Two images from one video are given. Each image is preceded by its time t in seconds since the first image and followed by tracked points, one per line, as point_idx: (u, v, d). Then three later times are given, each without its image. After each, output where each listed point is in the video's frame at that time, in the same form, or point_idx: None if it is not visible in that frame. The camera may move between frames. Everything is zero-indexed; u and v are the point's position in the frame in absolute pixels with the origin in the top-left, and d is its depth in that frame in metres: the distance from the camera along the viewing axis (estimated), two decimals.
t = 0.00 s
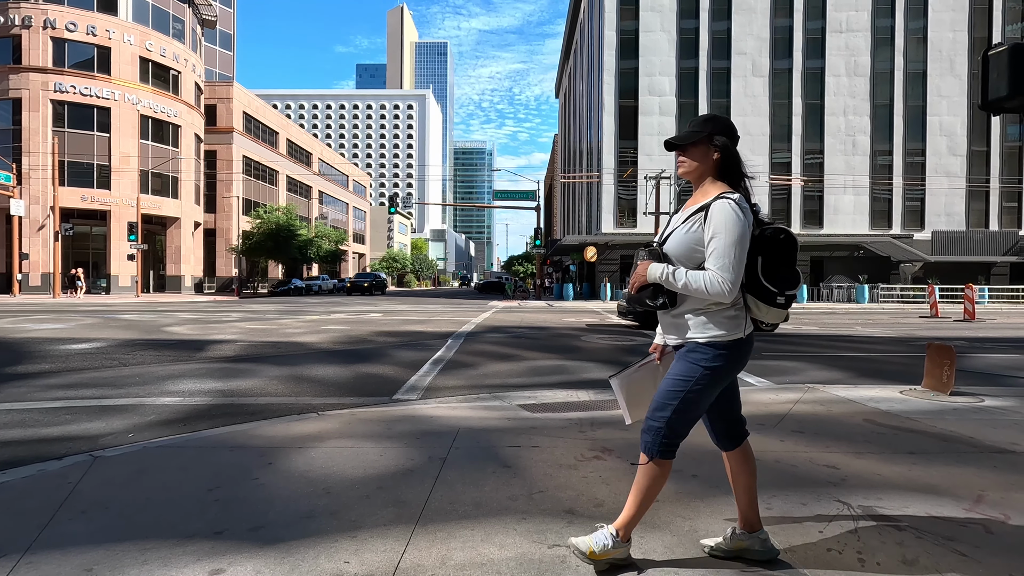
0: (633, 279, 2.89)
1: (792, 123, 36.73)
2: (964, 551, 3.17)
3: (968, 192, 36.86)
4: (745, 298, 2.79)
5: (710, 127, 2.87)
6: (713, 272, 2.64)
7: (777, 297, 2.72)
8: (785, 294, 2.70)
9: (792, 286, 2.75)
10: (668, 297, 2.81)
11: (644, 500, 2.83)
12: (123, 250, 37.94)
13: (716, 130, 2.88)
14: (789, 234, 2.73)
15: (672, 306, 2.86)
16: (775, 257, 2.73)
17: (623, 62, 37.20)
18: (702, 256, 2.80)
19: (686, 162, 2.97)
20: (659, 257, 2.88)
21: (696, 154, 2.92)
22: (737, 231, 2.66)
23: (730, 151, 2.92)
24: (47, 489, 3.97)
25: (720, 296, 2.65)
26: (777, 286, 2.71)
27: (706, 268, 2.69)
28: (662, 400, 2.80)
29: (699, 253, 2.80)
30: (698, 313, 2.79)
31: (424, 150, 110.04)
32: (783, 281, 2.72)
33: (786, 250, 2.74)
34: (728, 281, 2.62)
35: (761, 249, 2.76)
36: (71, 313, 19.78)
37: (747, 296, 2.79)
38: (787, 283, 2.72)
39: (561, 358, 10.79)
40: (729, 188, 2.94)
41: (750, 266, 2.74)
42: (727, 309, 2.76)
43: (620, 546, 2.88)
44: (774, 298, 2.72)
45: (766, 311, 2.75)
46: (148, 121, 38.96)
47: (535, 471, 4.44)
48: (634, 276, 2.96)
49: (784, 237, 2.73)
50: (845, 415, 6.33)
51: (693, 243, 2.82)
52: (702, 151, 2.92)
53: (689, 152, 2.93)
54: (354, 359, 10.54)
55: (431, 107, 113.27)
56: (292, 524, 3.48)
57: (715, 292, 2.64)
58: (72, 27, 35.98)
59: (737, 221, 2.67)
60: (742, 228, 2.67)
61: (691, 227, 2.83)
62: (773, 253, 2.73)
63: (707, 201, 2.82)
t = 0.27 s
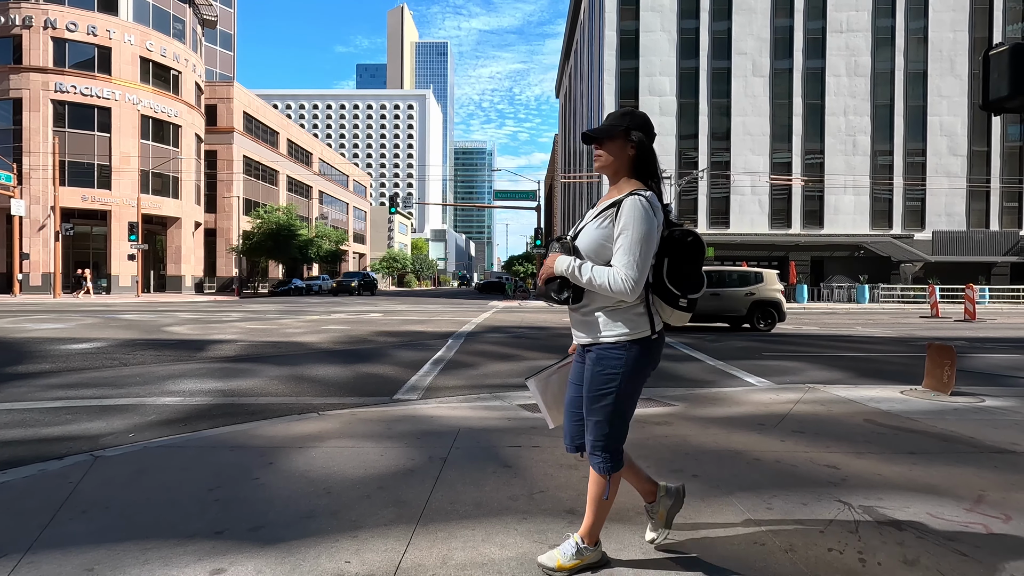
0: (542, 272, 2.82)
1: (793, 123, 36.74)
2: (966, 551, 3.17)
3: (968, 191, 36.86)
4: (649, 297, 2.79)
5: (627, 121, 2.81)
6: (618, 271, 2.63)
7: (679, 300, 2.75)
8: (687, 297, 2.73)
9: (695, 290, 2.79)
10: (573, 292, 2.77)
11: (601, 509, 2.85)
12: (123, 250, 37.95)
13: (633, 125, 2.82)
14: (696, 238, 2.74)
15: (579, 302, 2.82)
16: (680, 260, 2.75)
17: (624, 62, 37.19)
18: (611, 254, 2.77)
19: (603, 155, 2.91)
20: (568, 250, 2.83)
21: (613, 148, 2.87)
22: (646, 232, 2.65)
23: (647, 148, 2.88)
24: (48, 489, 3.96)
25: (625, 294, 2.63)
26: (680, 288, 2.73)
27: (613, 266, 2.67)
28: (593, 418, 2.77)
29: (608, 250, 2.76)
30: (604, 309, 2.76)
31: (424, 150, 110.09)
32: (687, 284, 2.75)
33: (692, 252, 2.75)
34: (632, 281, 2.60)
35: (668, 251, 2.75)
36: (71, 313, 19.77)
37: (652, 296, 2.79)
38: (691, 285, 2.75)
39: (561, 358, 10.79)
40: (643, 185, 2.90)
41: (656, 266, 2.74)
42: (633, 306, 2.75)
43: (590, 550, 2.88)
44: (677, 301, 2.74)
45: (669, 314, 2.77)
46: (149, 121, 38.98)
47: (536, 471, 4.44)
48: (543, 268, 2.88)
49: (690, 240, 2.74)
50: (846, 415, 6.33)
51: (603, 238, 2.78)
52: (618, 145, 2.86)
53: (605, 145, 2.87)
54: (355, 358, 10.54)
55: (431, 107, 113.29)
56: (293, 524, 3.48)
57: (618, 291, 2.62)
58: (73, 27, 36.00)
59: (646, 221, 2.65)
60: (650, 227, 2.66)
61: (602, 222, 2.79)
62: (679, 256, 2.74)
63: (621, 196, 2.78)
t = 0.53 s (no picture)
0: (460, 276, 2.67)
1: (793, 123, 36.74)
2: (966, 551, 3.17)
3: (968, 191, 36.84)
4: (573, 299, 2.71)
5: (544, 116, 2.74)
6: (540, 271, 2.52)
7: (602, 300, 2.71)
8: (609, 297, 2.69)
9: (615, 290, 2.76)
10: (494, 296, 2.63)
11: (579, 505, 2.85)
12: (123, 251, 37.95)
13: (549, 122, 2.75)
14: (614, 237, 2.70)
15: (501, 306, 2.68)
16: (602, 258, 2.69)
17: (624, 62, 37.15)
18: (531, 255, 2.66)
19: (518, 153, 2.82)
20: (486, 251, 2.69)
21: (530, 145, 2.79)
22: (570, 229, 2.56)
23: (563, 146, 2.81)
24: (48, 489, 3.97)
25: (551, 296, 2.52)
26: (604, 288, 2.68)
27: (537, 266, 2.56)
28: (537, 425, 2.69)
29: (529, 251, 2.65)
30: (528, 313, 2.65)
31: (424, 150, 110.08)
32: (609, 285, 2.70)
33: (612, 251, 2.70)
34: (557, 281, 2.51)
35: (589, 251, 2.69)
36: (71, 313, 19.77)
37: (575, 297, 2.71)
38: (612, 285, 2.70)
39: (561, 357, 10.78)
40: (561, 184, 2.83)
41: (577, 267, 2.68)
42: (557, 308, 2.65)
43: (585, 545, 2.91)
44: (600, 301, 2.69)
45: (591, 316, 2.72)
46: (149, 121, 38.99)
47: (536, 470, 4.44)
48: (459, 272, 2.73)
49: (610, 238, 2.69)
50: (846, 414, 6.32)
51: (522, 239, 2.66)
52: (535, 143, 2.79)
53: (522, 141, 2.77)
54: (355, 359, 10.53)
55: (431, 107, 113.29)
56: (294, 523, 3.49)
57: (544, 292, 2.52)
58: (73, 27, 36.01)
59: (568, 218, 2.56)
60: (572, 225, 2.58)
61: (521, 222, 2.67)
62: (602, 254, 2.68)
63: (541, 195, 2.68)
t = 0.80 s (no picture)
0: (353, 273, 2.36)
1: (792, 123, 36.76)
2: (965, 551, 3.17)
3: (967, 191, 36.88)
4: (476, 297, 2.47)
5: (447, 98, 2.46)
6: (442, 263, 2.26)
7: (509, 297, 2.47)
8: (518, 293, 2.45)
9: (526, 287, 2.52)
10: (392, 294, 2.33)
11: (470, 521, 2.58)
12: (123, 251, 37.94)
13: (454, 106, 2.49)
14: (520, 231, 2.47)
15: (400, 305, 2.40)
16: (513, 251, 2.45)
17: (623, 61, 37.14)
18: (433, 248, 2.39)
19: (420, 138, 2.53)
20: (383, 245, 2.42)
21: (432, 131, 2.48)
22: (474, 219, 2.32)
23: (468, 134, 2.55)
24: (47, 489, 3.97)
25: (454, 292, 2.28)
26: (509, 284, 2.44)
27: (438, 259, 2.30)
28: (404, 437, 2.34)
29: (431, 244, 2.39)
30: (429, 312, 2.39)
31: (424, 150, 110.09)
32: (517, 279, 2.45)
33: (520, 244, 2.47)
34: (461, 277, 2.27)
35: (493, 246, 2.45)
36: (70, 314, 19.75)
37: (479, 294, 2.48)
38: (520, 281, 2.46)
39: (560, 358, 10.78)
40: (466, 174, 2.57)
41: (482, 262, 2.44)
42: (460, 306, 2.40)
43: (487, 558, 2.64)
44: (507, 298, 2.45)
45: (498, 313, 2.48)
46: (148, 121, 38.98)
47: (535, 470, 4.44)
48: (353, 267, 2.43)
49: (516, 233, 2.46)
50: (846, 414, 6.32)
51: (421, 231, 2.40)
52: (437, 128, 2.49)
53: (423, 125, 2.48)
54: (355, 359, 10.52)
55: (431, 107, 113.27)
56: (293, 524, 3.48)
57: (447, 289, 2.25)
58: (71, 27, 36.00)
59: (473, 208, 2.32)
60: (476, 214, 2.33)
61: (422, 213, 2.41)
62: (511, 249, 2.45)
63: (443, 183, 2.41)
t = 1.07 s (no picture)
0: (235, 284, 1.99)
1: (791, 123, 36.75)
2: (962, 551, 3.18)
3: (966, 191, 36.90)
4: (380, 304, 2.23)
5: (337, 86, 2.27)
6: (345, 272, 1.98)
7: (418, 303, 2.25)
8: (426, 299, 2.25)
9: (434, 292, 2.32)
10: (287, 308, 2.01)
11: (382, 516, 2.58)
12: (121, 250, 37.90)
13: (346, 93, 2.31)
14: (425, 231, 2.29)
15: (293, 321, 2.09)
16: (421, 254, 2.25)
17: (622, 62, 37.16)
18: (329, 254, 2.12)
19: (309, 131, 2.31)
20: (274, 254, 2.09)
21: (322, 120, 2.29)
22: (379, 219, 2.08)
23: (362, 125, 2.40)
24: (45, 490, 3.96)
25: (361, 304, 2.01)
26: (417, 289, 2.23)
27: (340, 266, 2.03)
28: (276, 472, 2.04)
29: (326, 248, 2.12)
30: (321, 326, 2.09)
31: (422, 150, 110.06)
32: (425, 284, 2.25)
33: (427, 247, 2.28)
34: (368, 287, 2.01)
35: (398, 248, 2.22)
36: (69, 314, 19.71)
37: (383, 302, 2.24)
38: (429, 285, 2.26)
39: (559, 358, 10.77)
40: (362, 170, 2.39)
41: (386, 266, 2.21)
42: (363, 321, 2.15)
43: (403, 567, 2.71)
44: (417, 304, 2.25)
45: (403, 321, 2.25)
46: (147, 121, 38.91)
47: (534, 471, 4.44)
48: (232, 278, 2.02)
49: (422, 234, 2.28)
50: (843, 415, 6.33)
51: (314, 235, 2.11)
52: (328, 117, 2.29)
53: (311, 113, 2.27)
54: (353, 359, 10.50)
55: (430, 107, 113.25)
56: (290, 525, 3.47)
57: (352, 300, 1.98)
58: (70, 27, 35.95)
59: (376, 207, 2.08)
60: (379, 215, 2.10)
61: (314, 215, 2.13)
62: (419, 251, 2.25)
63: (339, 179, 2.17)
